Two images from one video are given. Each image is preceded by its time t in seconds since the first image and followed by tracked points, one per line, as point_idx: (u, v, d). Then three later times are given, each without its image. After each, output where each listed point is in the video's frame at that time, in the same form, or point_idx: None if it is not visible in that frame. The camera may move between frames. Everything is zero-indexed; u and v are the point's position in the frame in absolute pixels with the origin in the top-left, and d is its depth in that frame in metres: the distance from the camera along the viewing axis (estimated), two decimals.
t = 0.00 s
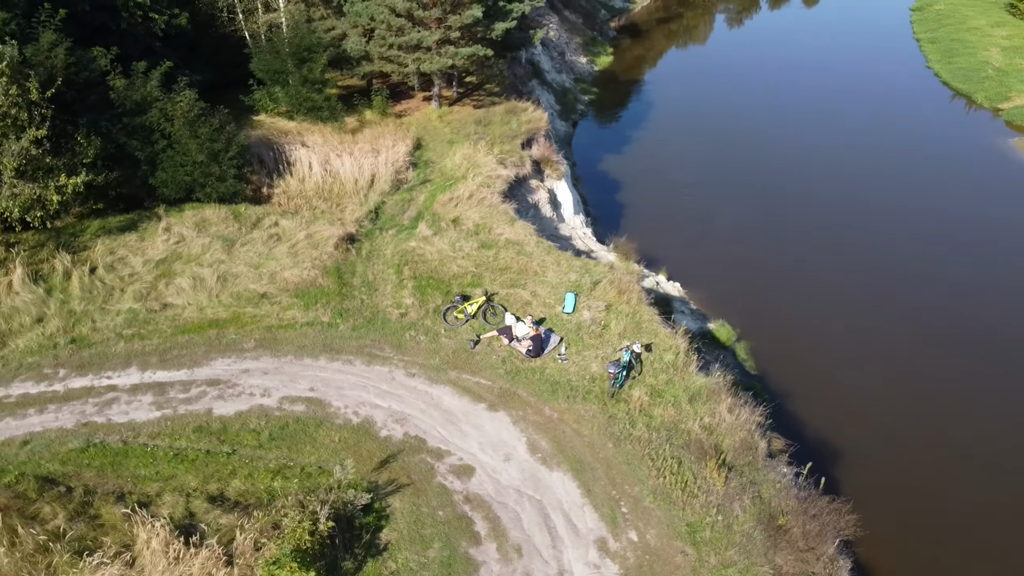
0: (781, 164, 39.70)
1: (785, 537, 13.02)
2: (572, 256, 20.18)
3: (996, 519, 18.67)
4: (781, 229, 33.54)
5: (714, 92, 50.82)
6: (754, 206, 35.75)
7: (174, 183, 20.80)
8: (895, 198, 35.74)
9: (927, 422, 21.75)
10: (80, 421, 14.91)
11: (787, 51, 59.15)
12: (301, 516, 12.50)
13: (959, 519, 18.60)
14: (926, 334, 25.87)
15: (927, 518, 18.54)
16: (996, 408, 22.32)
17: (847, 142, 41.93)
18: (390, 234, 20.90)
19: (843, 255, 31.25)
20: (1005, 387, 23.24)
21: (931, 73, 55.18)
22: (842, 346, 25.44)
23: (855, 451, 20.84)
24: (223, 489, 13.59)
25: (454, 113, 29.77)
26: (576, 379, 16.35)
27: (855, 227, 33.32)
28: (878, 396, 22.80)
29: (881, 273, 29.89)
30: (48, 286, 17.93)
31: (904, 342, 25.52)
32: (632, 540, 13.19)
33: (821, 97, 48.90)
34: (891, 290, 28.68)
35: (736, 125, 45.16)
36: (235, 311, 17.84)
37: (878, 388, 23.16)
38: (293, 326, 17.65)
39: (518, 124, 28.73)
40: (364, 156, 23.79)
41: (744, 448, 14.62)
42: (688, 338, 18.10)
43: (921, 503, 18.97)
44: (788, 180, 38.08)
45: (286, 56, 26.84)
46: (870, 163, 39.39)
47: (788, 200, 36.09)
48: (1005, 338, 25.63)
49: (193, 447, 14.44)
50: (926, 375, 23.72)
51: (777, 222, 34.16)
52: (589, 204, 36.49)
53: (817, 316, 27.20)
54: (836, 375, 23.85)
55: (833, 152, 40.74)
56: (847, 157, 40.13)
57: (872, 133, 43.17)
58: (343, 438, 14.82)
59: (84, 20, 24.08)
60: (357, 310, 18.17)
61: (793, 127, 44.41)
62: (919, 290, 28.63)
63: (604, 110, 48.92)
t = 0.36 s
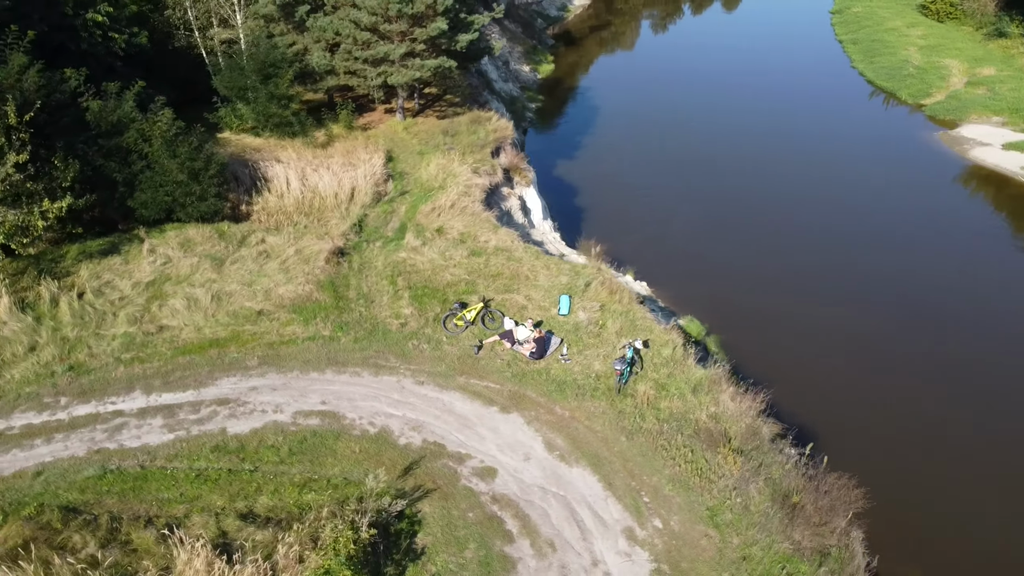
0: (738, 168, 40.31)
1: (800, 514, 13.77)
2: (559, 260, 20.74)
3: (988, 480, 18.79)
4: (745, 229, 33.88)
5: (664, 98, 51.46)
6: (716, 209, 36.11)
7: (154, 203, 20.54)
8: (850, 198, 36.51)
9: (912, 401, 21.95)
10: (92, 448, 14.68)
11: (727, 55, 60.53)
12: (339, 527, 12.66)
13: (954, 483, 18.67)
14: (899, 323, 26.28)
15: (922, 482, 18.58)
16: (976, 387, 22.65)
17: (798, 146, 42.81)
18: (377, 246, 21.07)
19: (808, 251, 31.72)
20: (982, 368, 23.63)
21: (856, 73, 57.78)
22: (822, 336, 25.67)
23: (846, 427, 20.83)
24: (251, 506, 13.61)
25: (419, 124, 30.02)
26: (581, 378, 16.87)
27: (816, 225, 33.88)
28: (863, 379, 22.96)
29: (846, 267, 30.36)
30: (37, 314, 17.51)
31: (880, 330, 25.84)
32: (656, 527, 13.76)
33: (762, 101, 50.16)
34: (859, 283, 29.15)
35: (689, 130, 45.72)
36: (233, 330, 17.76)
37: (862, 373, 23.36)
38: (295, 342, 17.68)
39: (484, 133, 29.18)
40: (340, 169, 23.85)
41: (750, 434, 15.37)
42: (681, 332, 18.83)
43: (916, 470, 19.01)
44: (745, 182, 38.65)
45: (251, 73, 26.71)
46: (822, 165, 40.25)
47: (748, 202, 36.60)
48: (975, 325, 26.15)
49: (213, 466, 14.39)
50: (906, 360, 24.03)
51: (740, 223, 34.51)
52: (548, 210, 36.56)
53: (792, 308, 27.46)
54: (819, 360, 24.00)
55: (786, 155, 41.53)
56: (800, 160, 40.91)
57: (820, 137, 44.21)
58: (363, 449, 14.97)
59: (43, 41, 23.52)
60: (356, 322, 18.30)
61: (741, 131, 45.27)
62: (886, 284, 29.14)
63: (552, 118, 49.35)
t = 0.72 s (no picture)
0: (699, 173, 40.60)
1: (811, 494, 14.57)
2: (547, 264, 21.23)
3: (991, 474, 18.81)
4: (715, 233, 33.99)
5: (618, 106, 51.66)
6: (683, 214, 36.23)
7: (138, 225, 20.26)
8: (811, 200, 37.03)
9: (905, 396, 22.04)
10: (108, 474, 14.47)
11: (672, 60, 61.50)
12: (377, 535, 12.83)
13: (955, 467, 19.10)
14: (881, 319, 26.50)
15: (926, 468, 18.87)
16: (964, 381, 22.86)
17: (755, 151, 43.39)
18: (366, 259, 21.20)
19: (779, 253, 31.93)
20: (965, 362, 23.93)
21: (790, 75, 59.97)
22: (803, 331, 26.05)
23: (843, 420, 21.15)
24: (281, 521, 13.64)
25: (386, 136, 30.14)
26: (585, 378, 17.37)
27: (783, 227, 34.43)
28: (854, 377, 22.99)
29: (819, 265, 30.80)
30: (29, 342, 17.09)
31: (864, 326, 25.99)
32: (677, 515, 14.33)
33: (708, 104, 51.46)
34: (834, 281, 29.41)
35: (647, 137, 45.97)
36: (234, 349, 17.67)
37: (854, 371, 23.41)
38: (298, 357, 17.69)
39: (454, 142, 29.50)
40: (319, 184, 23.85)
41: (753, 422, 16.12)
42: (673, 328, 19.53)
43: (921, 466, 18.89)
44: (709, 188, 38.89)
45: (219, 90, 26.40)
46: (778, 167, 41.04)
47: (712, 207, 36.85)
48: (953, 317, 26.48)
49: (236, 485, 14.36)
50: (891, 354, 24.41)
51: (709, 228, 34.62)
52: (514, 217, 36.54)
53: (773, 306, 27.53)
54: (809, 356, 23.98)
55: (743, 159, 42.20)
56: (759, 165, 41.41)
57: (772, 141, 45.15)
58: (383, 458, 15.13)
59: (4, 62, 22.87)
60: (357, 334, 18.43)
61: (692, 134, 46.25)
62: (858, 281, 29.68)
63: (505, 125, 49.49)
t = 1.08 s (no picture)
0: (658, 180, 40.51)
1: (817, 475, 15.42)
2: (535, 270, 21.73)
3: (1005, 470, 18.86)
4: (683, 236, 34.01)
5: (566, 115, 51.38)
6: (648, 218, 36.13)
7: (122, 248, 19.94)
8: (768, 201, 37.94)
9: (905, 396, 22.03)
10: (129, 500, 14.27)
11: (612, 66, 62.43)
12: (418, 541, 13.07)
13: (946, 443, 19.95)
14: (864, 319, 26.58)
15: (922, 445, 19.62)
16: (955, 378, 23.05)
17: (709, 158, 43.66)
18: (356, 272, 21.31)
19: (744, 248, 32.72)
20: (952, 359, 24.15)
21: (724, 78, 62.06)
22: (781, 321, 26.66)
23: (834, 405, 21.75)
24: (315, 535, 13.72)
25: (353, 149, 30.15)
26: (589, 377, 17.92)
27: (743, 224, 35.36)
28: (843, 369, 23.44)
29: (783, 259, 31.73)
30: (24, 372, 16.62)
31: (849, 328, 26.01)
32: (695, 502, 14.96)
33: (651, 108, 52.59)
34: (804, 277, 30.05)
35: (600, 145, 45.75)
36: (238, 368, 17.58)
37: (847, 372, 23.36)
38: (304, 372, 17.71)
39: (422, 154, 29.75)
40: (299, 200, 23.78)
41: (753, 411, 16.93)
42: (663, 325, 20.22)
43: (917, 443, 19.63)
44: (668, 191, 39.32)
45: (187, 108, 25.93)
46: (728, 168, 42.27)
47: (677, 212, 36.70)
48: (932, 313, 26.81)
49: (262, 502, 14.35)
50: (867, 340, 25.29)
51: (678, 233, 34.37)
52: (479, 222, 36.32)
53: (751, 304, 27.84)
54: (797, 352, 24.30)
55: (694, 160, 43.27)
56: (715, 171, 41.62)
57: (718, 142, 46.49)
58: (405, 467, 15.33)
59: None
60: (359, 347, 18.55)
61: (641, 137, 47.15)
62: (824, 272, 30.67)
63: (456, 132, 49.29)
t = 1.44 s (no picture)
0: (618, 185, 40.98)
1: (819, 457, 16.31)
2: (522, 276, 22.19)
3: (987, 440, 20.05)
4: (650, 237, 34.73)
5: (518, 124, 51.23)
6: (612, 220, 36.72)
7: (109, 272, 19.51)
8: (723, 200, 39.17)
9: (886, 378, 23.07)
10: (154, 525, 14.10)
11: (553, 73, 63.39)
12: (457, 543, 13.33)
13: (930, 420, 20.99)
14: (840, 310, 27.41)
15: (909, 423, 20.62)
16: (939, 367, 23.79)
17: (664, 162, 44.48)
18: (346, 287, 21.38)
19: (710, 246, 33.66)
20: (921, 340, 25.42)
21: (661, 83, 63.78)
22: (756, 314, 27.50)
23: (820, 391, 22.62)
24: (350, 547, 13.84)
25: (320, 163, 30.05)
26: (591, 378, 18.46)
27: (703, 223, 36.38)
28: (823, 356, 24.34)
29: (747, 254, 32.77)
30: (24, 403, 16.17)
31: (828, 321, 26.79)
32: (709, 489, 15.60)
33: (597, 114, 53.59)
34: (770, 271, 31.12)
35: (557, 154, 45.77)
36: (244, 387, 17.49)
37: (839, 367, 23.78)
38: (311, 387, 17.73)
39: (391, 166, 29.90)
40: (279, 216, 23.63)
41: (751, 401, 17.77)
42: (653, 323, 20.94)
43: (905, 422, 20.62)
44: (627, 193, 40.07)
45: (155, 128, 25.41)
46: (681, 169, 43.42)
47: (645, 218, 36.92)
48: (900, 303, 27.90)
49: (291, 519, 14.37)
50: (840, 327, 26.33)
51: (650, 238, 34.55)
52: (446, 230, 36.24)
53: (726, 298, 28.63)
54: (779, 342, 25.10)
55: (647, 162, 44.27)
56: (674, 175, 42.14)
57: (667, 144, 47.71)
58: (427, 474, 15.56)
59: None
60: (362, 360, 18.66)
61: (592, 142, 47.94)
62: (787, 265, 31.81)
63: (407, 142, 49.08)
